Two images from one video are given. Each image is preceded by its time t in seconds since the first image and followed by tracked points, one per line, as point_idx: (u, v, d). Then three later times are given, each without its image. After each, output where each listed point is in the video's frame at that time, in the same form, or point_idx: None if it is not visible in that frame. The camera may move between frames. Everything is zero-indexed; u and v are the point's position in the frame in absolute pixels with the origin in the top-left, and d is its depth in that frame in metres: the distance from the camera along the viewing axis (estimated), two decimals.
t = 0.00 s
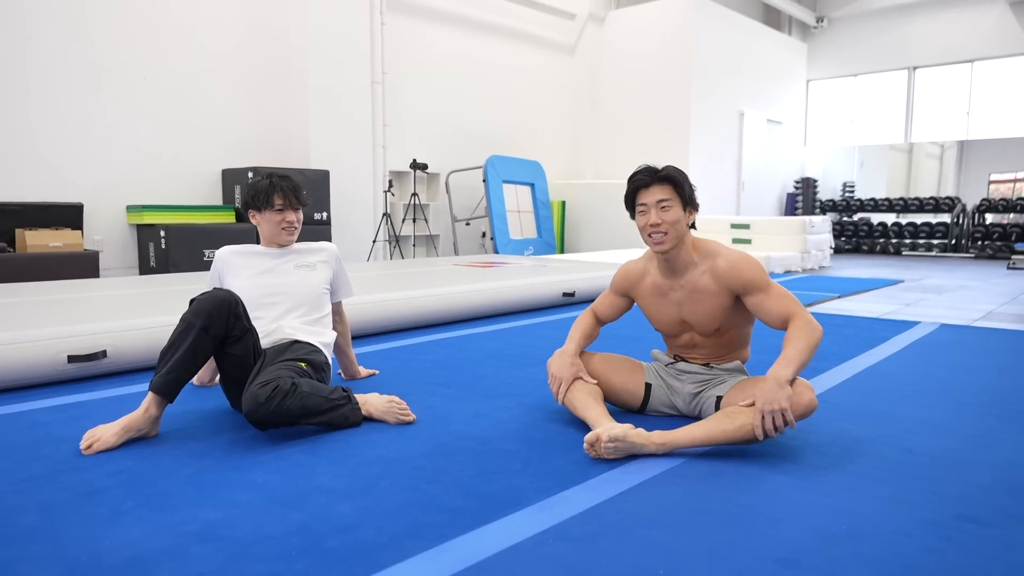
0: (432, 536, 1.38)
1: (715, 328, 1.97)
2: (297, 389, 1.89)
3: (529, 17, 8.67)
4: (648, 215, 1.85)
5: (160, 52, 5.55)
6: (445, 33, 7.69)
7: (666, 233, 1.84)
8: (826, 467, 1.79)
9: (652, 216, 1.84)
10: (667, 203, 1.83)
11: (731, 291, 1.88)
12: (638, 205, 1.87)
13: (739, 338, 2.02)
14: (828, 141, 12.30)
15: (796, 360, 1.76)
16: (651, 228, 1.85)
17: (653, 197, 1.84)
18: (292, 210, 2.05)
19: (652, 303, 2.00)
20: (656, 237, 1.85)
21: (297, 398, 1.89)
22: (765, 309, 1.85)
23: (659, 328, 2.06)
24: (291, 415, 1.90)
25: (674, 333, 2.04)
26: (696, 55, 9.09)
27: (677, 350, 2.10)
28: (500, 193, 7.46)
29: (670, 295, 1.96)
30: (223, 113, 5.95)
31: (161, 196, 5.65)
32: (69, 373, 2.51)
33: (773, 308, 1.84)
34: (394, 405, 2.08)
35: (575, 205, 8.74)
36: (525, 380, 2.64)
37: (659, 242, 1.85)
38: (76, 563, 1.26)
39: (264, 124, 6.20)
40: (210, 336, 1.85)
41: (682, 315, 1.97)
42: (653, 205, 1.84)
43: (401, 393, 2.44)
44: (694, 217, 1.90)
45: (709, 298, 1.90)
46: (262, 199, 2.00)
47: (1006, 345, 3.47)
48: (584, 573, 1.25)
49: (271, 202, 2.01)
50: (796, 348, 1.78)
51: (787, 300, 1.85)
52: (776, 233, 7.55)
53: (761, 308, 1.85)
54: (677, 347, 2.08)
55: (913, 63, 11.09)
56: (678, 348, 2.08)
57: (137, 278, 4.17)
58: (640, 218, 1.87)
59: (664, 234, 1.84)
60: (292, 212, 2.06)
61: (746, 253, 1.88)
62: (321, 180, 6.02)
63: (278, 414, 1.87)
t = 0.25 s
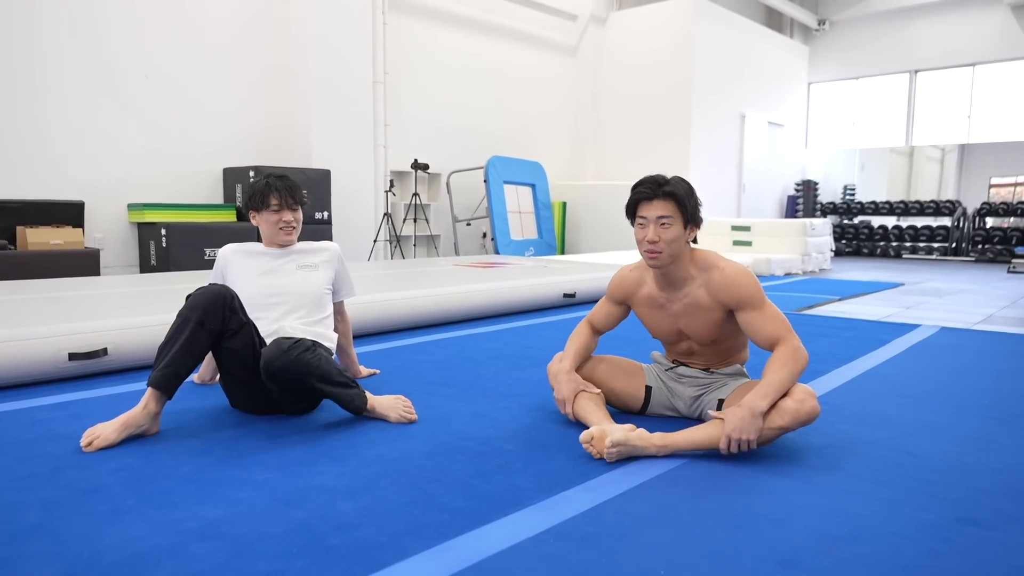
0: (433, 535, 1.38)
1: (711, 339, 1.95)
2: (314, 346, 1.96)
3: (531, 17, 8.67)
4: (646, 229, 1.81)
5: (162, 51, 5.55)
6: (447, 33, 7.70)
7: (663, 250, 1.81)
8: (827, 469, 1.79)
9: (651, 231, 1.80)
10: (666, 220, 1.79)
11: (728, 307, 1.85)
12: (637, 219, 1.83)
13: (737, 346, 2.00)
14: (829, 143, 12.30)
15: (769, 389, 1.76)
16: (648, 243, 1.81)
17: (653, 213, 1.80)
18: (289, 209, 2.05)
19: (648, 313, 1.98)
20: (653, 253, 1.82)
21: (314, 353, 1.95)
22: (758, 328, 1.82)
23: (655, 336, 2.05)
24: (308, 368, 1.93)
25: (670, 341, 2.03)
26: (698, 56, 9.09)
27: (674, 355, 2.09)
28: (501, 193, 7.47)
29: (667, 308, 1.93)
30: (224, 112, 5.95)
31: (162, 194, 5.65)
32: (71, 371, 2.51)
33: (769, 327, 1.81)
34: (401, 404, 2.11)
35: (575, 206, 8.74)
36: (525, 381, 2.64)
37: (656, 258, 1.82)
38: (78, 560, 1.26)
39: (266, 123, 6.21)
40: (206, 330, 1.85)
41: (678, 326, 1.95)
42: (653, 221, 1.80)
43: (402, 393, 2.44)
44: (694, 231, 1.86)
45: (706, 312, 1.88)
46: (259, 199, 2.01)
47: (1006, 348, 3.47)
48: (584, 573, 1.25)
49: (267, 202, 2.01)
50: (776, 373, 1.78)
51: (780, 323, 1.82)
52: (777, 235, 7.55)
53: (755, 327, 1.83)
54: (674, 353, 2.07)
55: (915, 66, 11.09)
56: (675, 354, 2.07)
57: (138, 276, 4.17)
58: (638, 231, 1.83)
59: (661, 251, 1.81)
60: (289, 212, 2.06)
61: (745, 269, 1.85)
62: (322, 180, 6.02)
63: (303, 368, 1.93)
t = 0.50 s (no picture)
0: (435, 534, 1.38)
1: (707, 350, 1.93)
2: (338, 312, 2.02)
3: (533, 18, 8.67)
4: (643, 247, 1.75)
5: (165, 49, 5.56)
6: (449, 33, 7.70)
7: (659, 269, 1.75)
8: (829, 470, 1.79)
9: (647, 249, 1.74)
10: (664, 239, 1.72)
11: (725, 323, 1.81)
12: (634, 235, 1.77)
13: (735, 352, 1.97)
14: (831, 145, 12.30)
15: (744, 409, 1.76)
16: (645, 261, 1.75)
17: (651, 231, 1.73)
18: (286, 207, 2.05)
19: (645, 323, 1.95)
20: (649, 271, 1.76)
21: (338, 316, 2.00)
22: (750, 346, 1.78)
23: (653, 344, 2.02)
24: (332, 326, 1.96)
25: (669, 349, 2.00)
26: (699, 58, 9.09)
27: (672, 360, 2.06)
28: (502, 194, 7.47)
29: (662, 319, 1.91)
30: (226, 110, 5.95)
31: (164, 193, 5.65)
32: (73, 368, 2.51)
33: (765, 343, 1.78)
34: (412, 406, 2.12)
35: (576, 207, 8.74)
36: (527, 381, 2.64)
37: (651, 276, 1.77)
38: (81, 557, 1.26)
39: (268, 123, 6.21)
40: (206, 327, 1.86)
41: (676, 337, 1.93)
42: (651, 239, 1.74)
43: (404, 392, 2.45)
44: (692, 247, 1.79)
45: (703, 326, 1.85)
46: (255, 197, 2.01)
47: (1008, 350, 3.46)
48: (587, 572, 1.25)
49: (263, 200, 2.01)
50: (759, 391, 1.77)
51: (770, 340, 1.77)
52: (778, 237, 7.56)
53: (747, 346, 1.78)
54: (673, 359, 2.05)
55: (916, 69, 11.08)
56: (673, 359, 2.04)
57: (139, 275, 4.17)
58: (634, 247, 1.77)
59: (657, 269, 1.75)
60: (287, 209, 2.05)
61: (743, 283, 1.80)
62: (324, 179, 6.01)
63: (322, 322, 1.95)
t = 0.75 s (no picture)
0: (439, 536, 1.39)
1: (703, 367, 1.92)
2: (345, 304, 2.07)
3: (535, 19, 8.68)
4: (624, 282, 1.69)
5: (167, 50, 5.57)
6: (451, 34, 7.71)
7: (644, 302, 1.70)
8: (832, 472, 1.79)
9: (630, 285, 1.68)
10: (645, 274, 1.66)
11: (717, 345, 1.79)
12: (614, 269, 1.70)
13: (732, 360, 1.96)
14: (832, 147, 12.30)
15: (750, 416, 1.76)
16: (628, 296, 1.70)
17: (632, 266, 1.66)
18: (288, 200, 2.08)
19: (638, 342, 1.93)
20: (634, 304, 1.71)
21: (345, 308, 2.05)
22: (750, 362, 1.77)
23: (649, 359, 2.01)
24: (339, 315, 2.01)
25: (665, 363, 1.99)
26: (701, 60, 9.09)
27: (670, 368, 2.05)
28: (503, 195, 7.48)
29: (656, 340, 1.89)
30: (229, 111, 5.96)
31: (167, 194, 5.66)
32: (77, 369, 2.52)
33: (762, 359, 1.76)
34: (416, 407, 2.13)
35: (578, 208, 8.76)
36: (529, 382, 2.64)
37: (637, 309, 1.72)
38: (87, 558, 1.26)
39: (270, 124, 6.22)
40: (208, 330, 1.88)
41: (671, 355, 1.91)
42: (632, 274, 1.67)
43: (407, 393, 2.45)
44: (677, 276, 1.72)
45: (697, 346, 1.83)
46: (258, 191, 2.05)
47: (1010, 353, 3.47)
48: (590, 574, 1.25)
49: (266, 193, 2.05)
50: (767, 398, 1.77)
51: (775, 350, 1.76)
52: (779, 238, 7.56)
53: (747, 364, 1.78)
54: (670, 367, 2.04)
55: (917, 70, 11.09)
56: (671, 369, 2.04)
57: (141, 275, 4.17)
58: (616, 281, 1.71)
59: (642, 303, 1.70)
60: (289, 202, 2.08)
61: (734, 304, 1.76)
62: (326, 180, 6.02)
63: (327, 314, 1.99)
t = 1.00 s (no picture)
0: (440, 535, 1.39)
1: (694, 381, 1.91)
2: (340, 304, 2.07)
3: (536, 20, 8.69)
4: (603, 316, 1.66)
5: (169, 50, 5.58)
6: (452, 35, 7.72)
7: (624, 335, 1.68)
8: (833, 474, 1.79)
9: (608, 319, 1.66)
10: (622, 309, 1.63)
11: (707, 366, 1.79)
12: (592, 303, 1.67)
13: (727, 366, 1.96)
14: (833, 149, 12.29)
15: (750, 418, 1.76)
16: (608, 330, 1.67)
17: (608, 302, 1.63)
18: (289, 195, 2.10)
19: (627, 362, 1.92)
20: (615, 337, 1.69)
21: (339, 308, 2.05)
22: (744, 373, 1.78)
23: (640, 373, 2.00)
24: (333, 316, 2.01)
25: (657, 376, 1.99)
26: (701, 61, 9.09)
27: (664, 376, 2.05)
28: (504, 196, 7.48)
29: (645, 361, 1.88)
30: (230, 111, 5.97)
31: (168, 194, 5.66)
32: (78, 368, 2.52)
33: (756, 371, 1.76)
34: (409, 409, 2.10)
35: (578, 209, 8.75)
36: (530, 383, 2.64)
37: (618, 341, 1.70)
38: (89, 557, 1.27)
39: (271, 124, 6.22)
40: (211, 329, 1.89)
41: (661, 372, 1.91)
42: (609, 309, 1.64)
43: (407, 393, 2.45)
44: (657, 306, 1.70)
45: (687, 366, 1.82)
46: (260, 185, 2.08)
47: (1010, 355, 3.47)
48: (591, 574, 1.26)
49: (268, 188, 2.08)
50: (768, 400, 1.76)
51: (770, 356, 1.77)
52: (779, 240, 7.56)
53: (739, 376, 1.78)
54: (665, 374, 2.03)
55: (918, 73, 11.08)
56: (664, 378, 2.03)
57: (142, 275, 4.17)
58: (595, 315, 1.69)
59: (623, 336, 1.68)
60: (290, 198, 2.11)
61: (721, 325, 1.75)
62: (327, 181, 6.02)
63: (321, 314, 2.00)
